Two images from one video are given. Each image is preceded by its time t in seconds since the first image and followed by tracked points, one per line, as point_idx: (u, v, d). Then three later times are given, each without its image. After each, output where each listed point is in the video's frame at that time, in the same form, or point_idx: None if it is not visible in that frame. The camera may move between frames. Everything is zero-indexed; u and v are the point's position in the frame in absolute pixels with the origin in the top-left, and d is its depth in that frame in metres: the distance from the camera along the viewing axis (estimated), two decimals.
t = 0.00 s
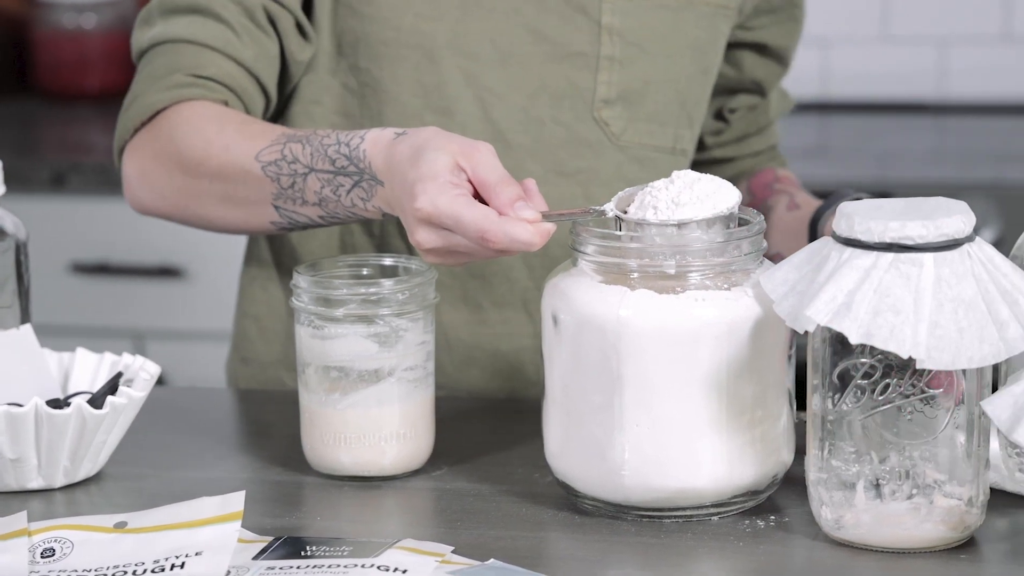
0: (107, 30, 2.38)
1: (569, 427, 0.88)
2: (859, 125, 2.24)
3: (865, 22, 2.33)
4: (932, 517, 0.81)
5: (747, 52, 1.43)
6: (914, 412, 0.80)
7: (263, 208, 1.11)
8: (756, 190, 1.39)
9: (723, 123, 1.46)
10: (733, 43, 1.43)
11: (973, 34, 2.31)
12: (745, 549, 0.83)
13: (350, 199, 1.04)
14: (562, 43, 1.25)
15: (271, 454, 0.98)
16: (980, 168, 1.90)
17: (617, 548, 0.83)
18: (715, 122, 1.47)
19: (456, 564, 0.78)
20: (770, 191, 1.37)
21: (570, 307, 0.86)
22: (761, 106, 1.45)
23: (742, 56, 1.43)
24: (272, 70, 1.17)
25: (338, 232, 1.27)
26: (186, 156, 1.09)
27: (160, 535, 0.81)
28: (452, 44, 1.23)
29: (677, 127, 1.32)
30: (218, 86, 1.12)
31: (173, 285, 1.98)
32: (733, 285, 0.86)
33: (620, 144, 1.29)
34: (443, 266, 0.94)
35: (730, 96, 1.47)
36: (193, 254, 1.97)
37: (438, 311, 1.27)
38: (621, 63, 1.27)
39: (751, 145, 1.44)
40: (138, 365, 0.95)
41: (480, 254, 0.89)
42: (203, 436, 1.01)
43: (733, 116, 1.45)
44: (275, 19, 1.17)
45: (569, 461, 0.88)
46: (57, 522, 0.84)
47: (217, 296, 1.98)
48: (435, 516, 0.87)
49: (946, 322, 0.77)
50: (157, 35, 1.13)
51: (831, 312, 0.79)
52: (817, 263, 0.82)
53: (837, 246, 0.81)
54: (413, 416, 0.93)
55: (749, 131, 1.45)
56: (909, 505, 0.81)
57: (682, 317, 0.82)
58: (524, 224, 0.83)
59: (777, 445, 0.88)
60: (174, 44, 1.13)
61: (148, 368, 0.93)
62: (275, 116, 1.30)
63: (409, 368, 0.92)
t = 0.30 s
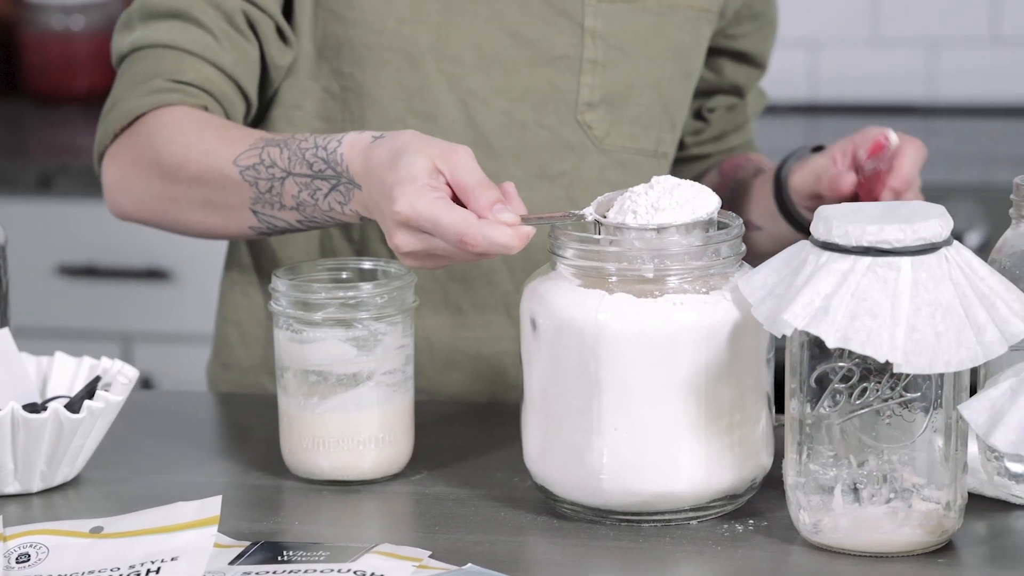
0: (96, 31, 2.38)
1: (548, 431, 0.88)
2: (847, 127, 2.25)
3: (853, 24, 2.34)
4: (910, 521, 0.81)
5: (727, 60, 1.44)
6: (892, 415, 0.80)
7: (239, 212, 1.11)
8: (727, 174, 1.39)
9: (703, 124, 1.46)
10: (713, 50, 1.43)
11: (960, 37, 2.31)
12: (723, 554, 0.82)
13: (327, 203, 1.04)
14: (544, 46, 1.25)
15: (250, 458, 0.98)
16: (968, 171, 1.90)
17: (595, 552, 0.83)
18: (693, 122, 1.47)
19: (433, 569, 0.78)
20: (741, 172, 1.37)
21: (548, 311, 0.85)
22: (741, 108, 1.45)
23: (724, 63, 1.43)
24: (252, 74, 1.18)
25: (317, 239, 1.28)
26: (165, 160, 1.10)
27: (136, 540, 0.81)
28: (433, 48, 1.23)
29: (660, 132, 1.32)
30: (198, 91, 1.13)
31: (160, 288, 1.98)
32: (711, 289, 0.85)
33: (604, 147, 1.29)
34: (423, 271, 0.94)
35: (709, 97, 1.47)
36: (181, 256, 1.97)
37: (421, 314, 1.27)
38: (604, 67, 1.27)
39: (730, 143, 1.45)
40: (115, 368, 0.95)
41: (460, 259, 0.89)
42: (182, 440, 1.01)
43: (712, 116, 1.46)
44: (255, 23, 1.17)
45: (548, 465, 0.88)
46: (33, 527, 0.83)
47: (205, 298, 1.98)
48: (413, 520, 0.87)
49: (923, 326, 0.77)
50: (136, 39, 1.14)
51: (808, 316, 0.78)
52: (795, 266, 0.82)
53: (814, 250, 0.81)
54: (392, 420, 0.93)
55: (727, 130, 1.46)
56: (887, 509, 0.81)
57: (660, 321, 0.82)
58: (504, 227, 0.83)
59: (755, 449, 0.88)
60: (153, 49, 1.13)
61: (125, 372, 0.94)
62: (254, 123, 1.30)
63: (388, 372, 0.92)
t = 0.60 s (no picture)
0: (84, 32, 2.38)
1: (529, 433, 0.88)
2: (837, 129, 2.25)
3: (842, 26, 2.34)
4: (892, 523, 0.81)
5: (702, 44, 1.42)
6: (874, 417, 0.80)
7: (218, 214, 1.11)
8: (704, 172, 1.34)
9: (685, 113, 1.41)
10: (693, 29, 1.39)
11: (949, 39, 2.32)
12: (703, 556, 0.82)
13: (304, 206, 1.04)
14: (517, 46, 1.24)
15: (230, 461, 0.98)
16: (957, 172, 1.90)
17: (576, 555, 0.82)
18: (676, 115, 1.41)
19: (412, 571, 0.78)
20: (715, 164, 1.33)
21: (529, 313, 0.85)
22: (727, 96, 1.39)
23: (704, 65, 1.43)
24: (234, 76, 1.20)
25: (301, 238, 1.28)
26: (144, 163, 1.11)
27: (115, 543, 0.80)
28: (409, 48, 1.23)
29: (639, 129, 1.32)
30: (178, 94, 1.14)
31: (148, 290, 1.98)
32: (692, 291, 0.85)
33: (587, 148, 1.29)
34: (399, 274, 0.94)
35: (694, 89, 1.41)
36: (169, 258, 1.96)
37: (404, 316, 1.26)
38: (577, 67, 1.26)
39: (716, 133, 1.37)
40: (95, 371, 0.95)
41: (434, 262, 0.89)
42: (164, 443, 1.01)
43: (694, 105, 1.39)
44: (235, 25, 1.19)
45: (529, 467, 0.88)
46: (12, 530, 0.83)
47: (194, 300, 1.98)
48: (393, 523, 0.87)
49: (904, 328, 0.76)
50: (117, 43, 1.16)
51: (788, 318, 0.78)
52: (776, 269, 0.82)
53: (795, 252, 0.81)
54: (373, 423, 0.93)
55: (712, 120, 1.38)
56: (868, 511, 0.81)
57: (641, 323, 0.82)
58: (474, 229, 0.83)
59: (737, 451, 0.88)
60: (133, 52, 1.15)
61: (105, 375, 0.94)
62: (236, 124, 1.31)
63: (368, 374, 0.92)
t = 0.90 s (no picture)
0: (76, 33, 2.37)
1: (517, 435, 0.87)
2: (829, 131, 2.25)
3: (834, 27, 2.34)
4: (879, 525, 0.80)
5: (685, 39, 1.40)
6: (862, 419, 0.80)
7: (208, 219, 1.11)
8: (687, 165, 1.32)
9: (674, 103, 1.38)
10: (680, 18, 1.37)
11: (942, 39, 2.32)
12: (691, 558, 0.82)
13: (294, 208, 1.03)
14: (499, 44, 1.24)
15: (217, 462, 0.97)
16: (950, 173, 1.90)
17: (563, 557, 0.82)
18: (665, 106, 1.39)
19: (399, 573, 0.78)
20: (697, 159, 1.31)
21: (516, 314, 0.85)
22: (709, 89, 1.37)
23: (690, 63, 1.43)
24: (222, 79, 1.21)
25: (286, 241, 1.28)
26: (134, 167, 1.10)
27: (101, 545, 0.80)
28: (387, 44, 1.23)
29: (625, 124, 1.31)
30: (165, 98, 1.14)
31: (140, 291, 1.98)
32: (680, 293, 0.85)
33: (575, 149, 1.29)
34: (389, 272, 0.94)
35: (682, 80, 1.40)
36: (162, 259, 1.96)
37: (393, 317, 1.26)
38: (558, 62, 1.26)
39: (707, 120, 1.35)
40: (82, 372, 0.95)
41: (424, 257, 0.89)
42: (151, 445, 1.01)
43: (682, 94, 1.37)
44: (221, 28, 1.19)
45: (516, 469, 0.87)
46: None
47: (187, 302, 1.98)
48: (380, 525, 0.86)
49: (891, 330, 0.76)
50: (103, 49, 1.16)
51: (775, 320, 0.78)
52: (763, 270, 0.82)
53: (782, 253, 0.81)
54: (360, 424, 0.93)
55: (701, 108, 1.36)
56: (856, 513, 0.80)
57: (628, 325, 0.82)
58: (462, 223, 0.83)
59: (724, 454, 0.88)
60: (119, 57, 1.15)
61: (92, 376, 0.94)
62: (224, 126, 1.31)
63: (356, 376, 0.92)
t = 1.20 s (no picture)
0: (73, 32, 2.37)
1: (512, 434, 0.87)
2: (827, 130, 2.25)
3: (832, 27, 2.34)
4: (874, 525, 0.80)
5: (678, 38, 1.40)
6: (856, 417, 0.80)
7: (209, 218, 1.12)
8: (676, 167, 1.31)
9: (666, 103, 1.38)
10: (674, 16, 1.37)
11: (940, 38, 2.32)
12: (686, 557, 0.82)
13: (299, 202, 1.03)
14: (493, 43, 1.23)
15: (212, 461, 0.97)
16: (948, 172, 1.90)
17: (558, 556, 0.82)
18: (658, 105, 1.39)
19: (393, 573, 0.77)
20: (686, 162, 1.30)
21: (511, 313, 0.85)
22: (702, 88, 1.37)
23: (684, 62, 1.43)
24: (218, 82, 1.21)
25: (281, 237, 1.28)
26: (136, 168, 1.10)
27: (96, 544, 0.80)
28: (382, 44, 1.23)
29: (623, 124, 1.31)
30: (163, 102, 1.14)
31: (137, 291, 1.98)
32: (674, 291, 0.85)
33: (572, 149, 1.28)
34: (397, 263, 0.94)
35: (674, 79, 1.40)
36: (158, 259, 1.96)
37: (390, 316, 1.26)
38: (552, 61, 1.26)
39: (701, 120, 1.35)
40: (77, 371, 0.95)
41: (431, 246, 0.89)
42: (146, 444, 1.01)
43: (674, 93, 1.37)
44: (216, 30, 1.19)
45: (511, 468, 0.87)
46: None
47: (184, 301, 1.98)
48: (375, 524, 0.86)
49: (887, 329, 0.76)
50: (99, 53, 1.16)
51: (770, 318, 0.78)
52: (758, 269, 0.81)
53: (777, 252, 0.81)
54: (354, 423, 0.92)
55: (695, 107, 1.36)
56: (850, 512, 0.80)
57: (623, 323, 0.82)
58: (470, 210, 0.82)
59: (719, 453, 0.87)
60: (116, 62, 1.15)
61: (86, 375, 0.94)
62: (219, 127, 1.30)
63: (350, 375, 0.92)
